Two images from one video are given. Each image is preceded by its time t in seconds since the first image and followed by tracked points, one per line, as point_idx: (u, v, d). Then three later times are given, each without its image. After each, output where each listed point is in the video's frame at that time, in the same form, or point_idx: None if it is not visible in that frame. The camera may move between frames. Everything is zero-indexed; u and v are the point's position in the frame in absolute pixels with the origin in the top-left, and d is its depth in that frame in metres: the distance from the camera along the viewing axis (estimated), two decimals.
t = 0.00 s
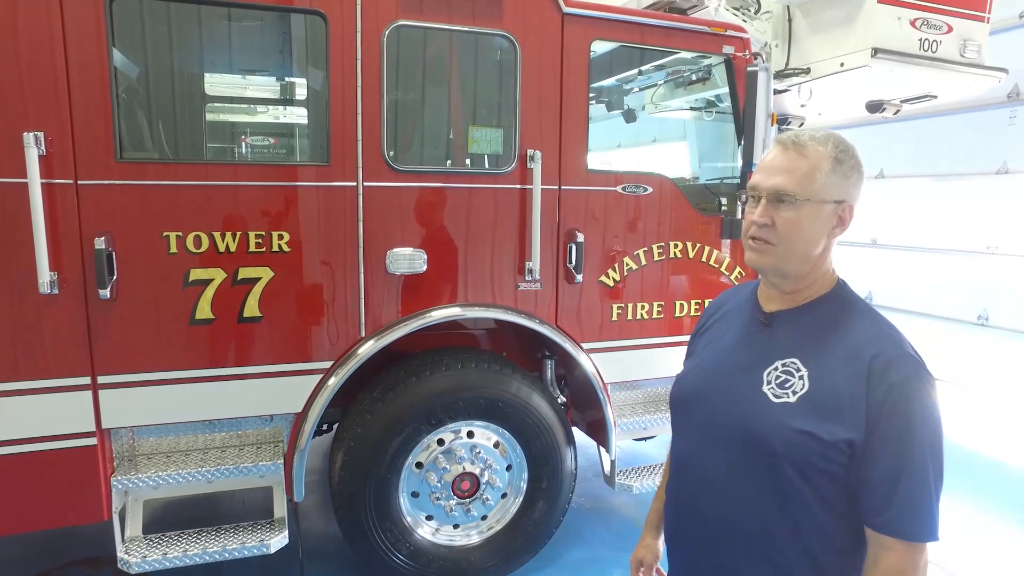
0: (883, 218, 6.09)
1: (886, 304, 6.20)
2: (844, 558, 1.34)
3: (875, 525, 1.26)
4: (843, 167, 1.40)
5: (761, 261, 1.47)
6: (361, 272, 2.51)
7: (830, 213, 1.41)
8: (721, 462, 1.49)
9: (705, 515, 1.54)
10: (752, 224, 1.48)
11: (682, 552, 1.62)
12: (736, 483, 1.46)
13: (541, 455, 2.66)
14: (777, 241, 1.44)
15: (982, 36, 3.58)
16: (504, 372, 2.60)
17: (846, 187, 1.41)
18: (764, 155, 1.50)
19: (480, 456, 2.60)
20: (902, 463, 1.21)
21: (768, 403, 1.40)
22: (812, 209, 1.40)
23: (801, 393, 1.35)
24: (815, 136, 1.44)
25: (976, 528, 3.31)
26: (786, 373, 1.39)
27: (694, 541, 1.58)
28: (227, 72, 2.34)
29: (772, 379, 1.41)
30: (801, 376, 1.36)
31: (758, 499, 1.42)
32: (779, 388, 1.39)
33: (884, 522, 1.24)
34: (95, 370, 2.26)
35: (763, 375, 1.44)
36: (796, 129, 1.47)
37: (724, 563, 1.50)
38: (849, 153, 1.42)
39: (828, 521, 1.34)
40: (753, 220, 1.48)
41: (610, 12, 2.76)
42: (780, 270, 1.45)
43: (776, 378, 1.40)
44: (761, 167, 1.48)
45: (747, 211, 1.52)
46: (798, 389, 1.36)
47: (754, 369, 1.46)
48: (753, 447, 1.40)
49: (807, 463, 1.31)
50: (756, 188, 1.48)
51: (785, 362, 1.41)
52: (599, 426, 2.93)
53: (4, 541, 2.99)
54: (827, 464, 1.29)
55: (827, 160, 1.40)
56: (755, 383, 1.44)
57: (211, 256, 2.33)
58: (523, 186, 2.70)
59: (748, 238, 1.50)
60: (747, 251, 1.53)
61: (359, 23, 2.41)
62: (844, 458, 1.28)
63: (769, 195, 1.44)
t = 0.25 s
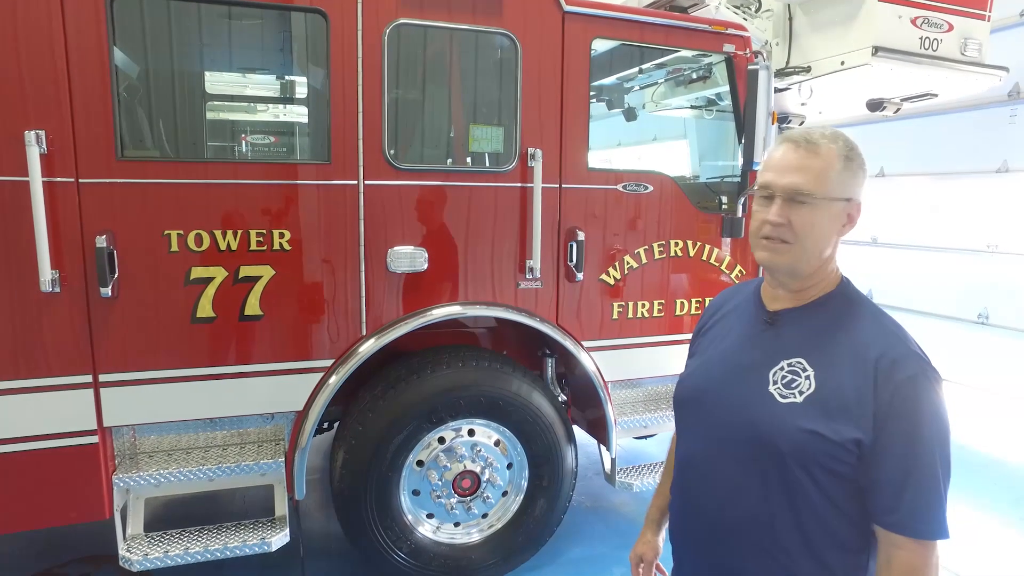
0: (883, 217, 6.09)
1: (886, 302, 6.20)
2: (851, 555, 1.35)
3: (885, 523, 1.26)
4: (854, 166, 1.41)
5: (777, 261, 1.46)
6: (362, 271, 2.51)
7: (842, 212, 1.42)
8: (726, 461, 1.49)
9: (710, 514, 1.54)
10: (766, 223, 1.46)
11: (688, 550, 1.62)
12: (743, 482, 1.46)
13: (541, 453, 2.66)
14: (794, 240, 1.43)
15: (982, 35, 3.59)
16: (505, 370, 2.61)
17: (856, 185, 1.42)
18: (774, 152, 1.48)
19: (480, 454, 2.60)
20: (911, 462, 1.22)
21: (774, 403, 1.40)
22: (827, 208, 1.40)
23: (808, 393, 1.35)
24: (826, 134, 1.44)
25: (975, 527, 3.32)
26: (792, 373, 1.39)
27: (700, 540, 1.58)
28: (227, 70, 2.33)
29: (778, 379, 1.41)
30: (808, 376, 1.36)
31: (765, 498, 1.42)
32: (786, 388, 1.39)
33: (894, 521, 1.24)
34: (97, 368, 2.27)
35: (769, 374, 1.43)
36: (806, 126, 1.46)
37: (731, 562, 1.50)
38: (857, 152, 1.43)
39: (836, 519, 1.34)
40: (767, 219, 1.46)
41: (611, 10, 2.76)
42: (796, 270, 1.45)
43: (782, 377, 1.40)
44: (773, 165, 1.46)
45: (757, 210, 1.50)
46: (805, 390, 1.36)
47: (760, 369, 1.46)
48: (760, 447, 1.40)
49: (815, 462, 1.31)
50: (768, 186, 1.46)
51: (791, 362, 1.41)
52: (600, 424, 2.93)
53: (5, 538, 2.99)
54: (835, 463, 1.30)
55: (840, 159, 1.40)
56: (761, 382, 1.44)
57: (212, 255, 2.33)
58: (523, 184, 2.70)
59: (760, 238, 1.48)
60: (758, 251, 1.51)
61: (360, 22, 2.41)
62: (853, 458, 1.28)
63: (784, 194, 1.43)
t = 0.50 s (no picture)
0: (884, 216, 6.08)
1: (886, 302, 6.20)
2: (853, 556, 1.36)
3: (887, 525, 1.26)
4: (864, 170, 1.44)
5: (800, 267, 1.44)
6: (363, 271, 2.51)
7: (852, 214, 1.45)
8: (728, 463, 1.49)
9: (712, 515, 1.55)
10: (788, 228, 1.44)
11: (690, 551, 1.62)
12: (744, 483, 1.46)
13: (541, 453, 2.67)
14: (818, 245, 1.42)
15: (983, 34, 3.59)
16: (505, 370, 2.61)
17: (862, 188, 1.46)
18: (787, 155, 1.47)
19: (481, 454, 2.60)
20: (914, 465, 1.22)
21: (779, 407, 1.39)
22: (845, 211, 1.42)
23: (812, 397, 1.35)
24: (836, 137, 1.45)
25: (975, 527, 3.32)
26: (796, 376, 1.39)
27: (701, 541, 1.59)
28: (227, 69, 2.33)
29: (782, 383, 1.41)
30: (812, 379, 1.36)
31: (768, 500, 1.42)
32: (790, 392, 1.39)
33: (897, 523, 1.24)
34: (98, 368, 2.27)
35: (773, 377, 1.43)
36: (815, 129, 1.47)
37: (732, 564, 1.51)
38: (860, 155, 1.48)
39: (837, 520, 1.35)
40: (789, 224, 1.44)
41: (611, 10, 2.76)
42: (816, 275, 1.44)
43: (787, 381, 1.40)
44: (791, 169, 1.44)
45: (774, 214, 1.47)
46: (809, 393, 1.36)
47: (763, 371, 1.46)
48: (763, 449, 1.40)
49: (819, 465, 1.32)
50: (789, 190, 1.44)
51: (795, 365, 1.40)
52: (600, 424, 2.92)
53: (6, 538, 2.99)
54: (838, 465, 1.30)
55: (854, 163, 1.42)
56: (765, 385, 1.44)
57: (213, 255, 2.33)
58: (524, 184, 2.70)
59: (780, 244, 1.46)
60: (774, 257, 1.48)
61: (360, 21, 2.41)
62: (856, 460, 1.29)
63: (808, 198, 1.41)
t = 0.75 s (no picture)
0: (884, 215, 6.08)
1: (887, 301, 6.20)
2: (848, 551, 1.37)
3: (881, 519, 1.27)
4: (861, 168, 1.44)
5: (794, 264, 1.44)
6: (365, 270, 2.52)
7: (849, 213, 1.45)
8: (725, 460, 1.49)
9: (707, 511, 1.55)
10: (783, 225, 1.44)
11: (685, 548, 1.62)
12: (741, 480, 1.46)
13: (542, 452, 2.67)
14: (812, 243, 1.42)
15: (983, 33, 3.59)
16: (507, 368, 2.62)
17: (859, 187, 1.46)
18: (784, 153, 1.47)
19: (482, 452, 2.61)
20: (909, 460, 1.23)
21: (776, 402, 1.40)
22: (841, 209, 1.42)
23: (810, 392, 1.35)
24: (833, 136, 1.46)
25: (976, 525, 3.33)
26: (794, 372, 1.39)
27: (696, 538, 1.59)
28: (228, 68, 2.33)
29: (780, 378, 1.41)
30: (809, 375, 1.36)
31: (765, 496, 1.43)
32: (787, 387, 1.39)
33: (892, 517, 1.25)
34: (100, 367, 2.27)
35: (770, 373, 1.43)
36: (811, 128, 1.48)
37: (728, 561, 1.51)
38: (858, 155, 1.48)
39: (833, 516, 1.36)
40: (784, 221, 1.44)
41: (611, 9, 2.77)
42: (811, 273, 1.44)
43: (784, 377, 1.40)
44: (787, 166, 1.45)
45: (770, 212, 1.48)
46: (806, 389, 1.36)
47: (760, 368, 1.46)
48: (760, 446, 1.41)
49: (816, 461, 1.32)
50: (784, 187, 1.45)
51: (792, 361, 1.40)
52: (602, 422, 2.93)
53: (7, 537, 3.00)
54: (835, 461, 1.31)
55: (850, 161, 1.42)
56: (761, 381, 1.44)
57: (215, 254, 2.34)
58: (525, 183, 2.70)
59: (775, 241, 1.46)
60: (770, 254, 1.48)
61: (361, 21, 2.41)
62: (853, 456, 1.29)
63: (804, 196, 1.42)
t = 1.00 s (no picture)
0: (887, 214, 6.08)
1: (889, 300, 6.20)
2: (843, 547, 1.37)
3: (876, 515, 1.27)
4: (842, 159, 1.42)
5: (765, 253, 1.46)
6: (367, 269, 2.52)
7: (830, 204, 1.42)
8: (721, 456, 1.49)
9: (704, 508, 1.55)
10: (754, 216, 1.48)
11: (683, 545, 1.63)
12: (738, 476, 1.46)
13: (543, 450, 2.67)
14: (781, 231, 1.43)
15: (986, 31, 3.59)
16: (508, 367, 2.62)
17: (845, 179, 1.43)
18: (762, 148, 1.51)
19: (484, 451, 2.61)
20: (903, 455, 1.23)
21: (770, 398, 1.40)
22: (814, 199, 1.41)
23: (803, 388, 1.35)
24: (813, 130, 1.46)
25: (977, 524, 3.33)
26: (788, 369, 1.39)
27: (695, 535, 1.59)
28: (229, 67, 2.34)
29: (774, 375, 1.41)
30: (803, 371, 1.36)
31: (760, 493, 1.43)
32: (781, 383, 1.39)
33: (886, 513, 1.25)
34: (103, 365, 2.28)
35: (765, 370, 1.43)
36: (794, 124, 1.49)
37: (725, 557, 1.51)
38: (846, 146, 1.45)
39: (829, 512, 1.35)
40: (756, 211, 1.47)
41: (612, 8, 2.76)
42: (784, 263, 1.45)
43: (778, 373, 1.40)
44: (761, 160, 1.48)
45: (747, 205, 1.52)
46: (799, 385, 1.36)
47: (755, 364, 1.46)
48: (755, 442, 1.41)
49: (811, 457, 1.32)
50: (756, 179, 1.48)
51: (786, 358, 1.41)
52: (603, 421, 2.93)
53: (11, 535, 3.00)
54: (830, 457, 1.31)
55: (825, 151, 1.42)
56: (757, 377, 1.44)
57: (216, 253, 2.34)
58: (526, 182, 2.70)
59: (750, 232, 1.50)
60: (748, 246, 1.52)
61: (363, 20, 2.41)
62: (847, 452, 1.29)
63: (771, 186, 1.44)
